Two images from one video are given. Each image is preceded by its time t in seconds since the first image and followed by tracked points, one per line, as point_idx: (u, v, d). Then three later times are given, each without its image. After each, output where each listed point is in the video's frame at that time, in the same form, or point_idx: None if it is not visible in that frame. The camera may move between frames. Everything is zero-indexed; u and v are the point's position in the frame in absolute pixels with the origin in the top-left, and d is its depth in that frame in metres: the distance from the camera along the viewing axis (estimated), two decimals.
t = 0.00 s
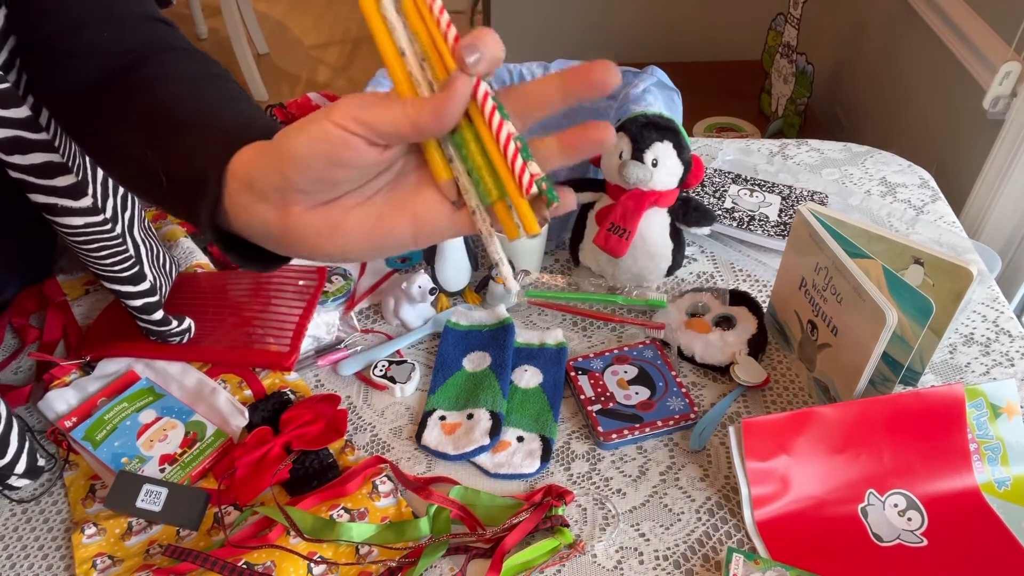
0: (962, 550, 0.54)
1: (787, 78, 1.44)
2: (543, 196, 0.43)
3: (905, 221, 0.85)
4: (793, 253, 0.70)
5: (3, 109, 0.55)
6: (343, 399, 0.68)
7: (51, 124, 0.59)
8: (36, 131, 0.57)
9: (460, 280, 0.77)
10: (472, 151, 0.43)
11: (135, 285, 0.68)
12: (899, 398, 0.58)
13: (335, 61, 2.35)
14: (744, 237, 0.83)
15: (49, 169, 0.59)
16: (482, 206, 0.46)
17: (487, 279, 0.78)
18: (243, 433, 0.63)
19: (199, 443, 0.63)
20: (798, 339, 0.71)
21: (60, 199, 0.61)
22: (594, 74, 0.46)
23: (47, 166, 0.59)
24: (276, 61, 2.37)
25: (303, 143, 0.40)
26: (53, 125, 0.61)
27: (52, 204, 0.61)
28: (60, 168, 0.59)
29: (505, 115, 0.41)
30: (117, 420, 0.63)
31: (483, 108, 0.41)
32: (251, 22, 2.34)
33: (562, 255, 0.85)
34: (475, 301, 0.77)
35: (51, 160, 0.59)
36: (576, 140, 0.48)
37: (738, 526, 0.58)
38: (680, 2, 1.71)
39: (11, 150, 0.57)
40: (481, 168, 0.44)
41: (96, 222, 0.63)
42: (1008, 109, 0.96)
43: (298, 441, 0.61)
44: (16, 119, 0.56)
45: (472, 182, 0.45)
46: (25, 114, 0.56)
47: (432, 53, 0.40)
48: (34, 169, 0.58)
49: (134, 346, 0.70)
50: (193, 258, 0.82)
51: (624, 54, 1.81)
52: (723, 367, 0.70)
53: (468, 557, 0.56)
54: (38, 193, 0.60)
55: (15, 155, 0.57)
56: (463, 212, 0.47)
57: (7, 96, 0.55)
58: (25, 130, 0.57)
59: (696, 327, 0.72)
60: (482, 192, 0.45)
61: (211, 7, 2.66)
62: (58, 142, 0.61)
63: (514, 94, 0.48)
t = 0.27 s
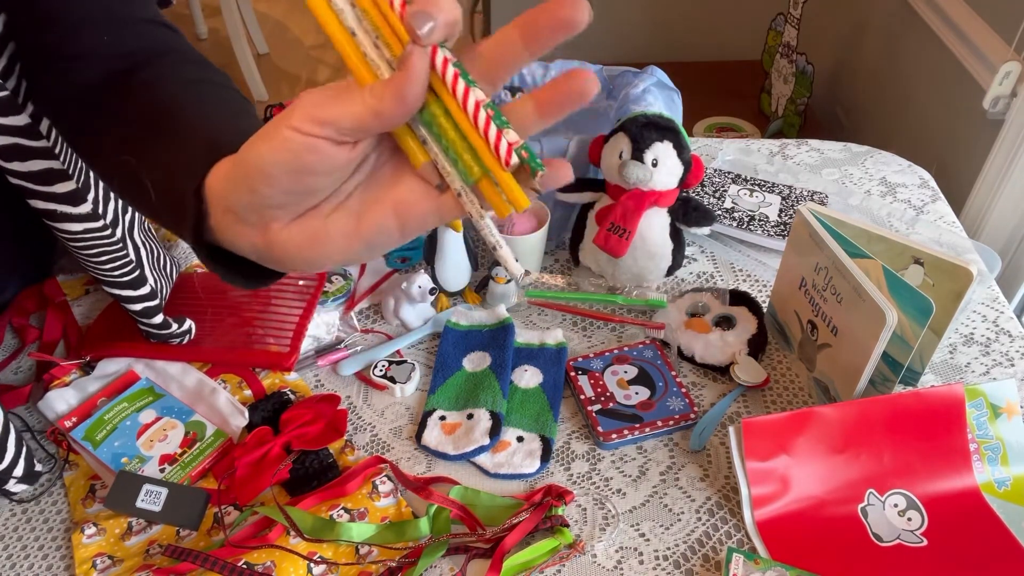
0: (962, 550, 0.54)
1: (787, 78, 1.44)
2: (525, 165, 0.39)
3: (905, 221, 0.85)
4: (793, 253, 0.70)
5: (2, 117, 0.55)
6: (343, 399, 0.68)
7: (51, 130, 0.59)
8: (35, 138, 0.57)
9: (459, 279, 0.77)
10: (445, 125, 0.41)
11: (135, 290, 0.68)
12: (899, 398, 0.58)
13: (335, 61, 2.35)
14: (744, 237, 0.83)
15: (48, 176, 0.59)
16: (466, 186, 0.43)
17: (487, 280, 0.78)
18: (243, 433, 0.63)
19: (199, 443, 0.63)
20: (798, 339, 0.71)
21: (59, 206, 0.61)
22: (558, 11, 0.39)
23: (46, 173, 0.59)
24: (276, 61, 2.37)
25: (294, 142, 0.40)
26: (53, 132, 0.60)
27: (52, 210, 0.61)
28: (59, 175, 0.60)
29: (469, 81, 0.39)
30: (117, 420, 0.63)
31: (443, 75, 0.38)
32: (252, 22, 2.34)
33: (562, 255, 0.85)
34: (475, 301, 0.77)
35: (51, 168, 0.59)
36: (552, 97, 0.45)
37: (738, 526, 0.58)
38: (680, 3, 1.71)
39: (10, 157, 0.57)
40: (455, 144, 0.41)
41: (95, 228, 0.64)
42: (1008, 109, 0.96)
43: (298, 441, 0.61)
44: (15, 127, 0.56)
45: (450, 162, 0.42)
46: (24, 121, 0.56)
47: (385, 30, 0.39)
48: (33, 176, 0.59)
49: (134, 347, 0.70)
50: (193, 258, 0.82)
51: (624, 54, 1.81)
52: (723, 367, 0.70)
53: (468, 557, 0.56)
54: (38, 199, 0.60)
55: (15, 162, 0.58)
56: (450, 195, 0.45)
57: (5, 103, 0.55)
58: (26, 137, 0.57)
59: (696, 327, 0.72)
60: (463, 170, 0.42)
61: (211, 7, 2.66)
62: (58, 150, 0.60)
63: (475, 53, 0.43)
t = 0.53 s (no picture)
0: (962, 550, 0.54)
1: (787, 78, 1.44)
2: (506, 165, 0.40)
3: (905, 220, 0.85)
4: (793, 253, 0.70)
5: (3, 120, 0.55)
6: (343, 399, 0.68)
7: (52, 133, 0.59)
8: (36, 141, 0.58)
9: (459, 279, 0.77)
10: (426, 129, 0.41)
11: (136, 291, 0.68)
12: (899, 399, 0.58)
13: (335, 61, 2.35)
14: (744, 237, 0.83)
15: (49, 180, 0.60)
16: (452, 188, 0.43)
17: (487, 279, 0.78)
18: (243, 432, 0.63)
19: (199, 443, 0.63)
20: (798, 339, 0.71)
21: (60, 208, 0.62)
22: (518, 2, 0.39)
23: (47, 176, 0.59)
24: (277, 61, 2.37)
25: (274, 164, 0.40)
26: (54, 134, 0.60)
27: (52, 212, 0.62)
28: (60, 178, 0.60)
29: (439, 83, 0.39)
30: (117, 420, 0.63)
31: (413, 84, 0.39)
32: (252, 22, 2.34)
33: (562, 255, 0.85)
34: (475, 301, 0.77)
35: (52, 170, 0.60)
36: (529, 90, 0.45)
37: (738, 526, 0.58)
38: (680, 2, 1.71)
39: (11, 161, 0.58)
40: (434, 148, 0.41)
41: (96, 231, 0.64)
42: (1008, 109, 0.96)
43: (298, 441, 0.61)
44: (16, 130, 0.56)
45: (433, 167, 0.43)
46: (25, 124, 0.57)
47: (347, 39, 0.39)
48: (34, 179, 0.59)
49: (135, 347, 0.70)
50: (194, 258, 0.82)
51: (625, 54, 1.81)
52: (723, 367, 0.70)
53: (468, 557, 0.56)
54: (38, 202, 0.61)
55: (15, 165, 0.58)
56: (437, 198, 0.45)
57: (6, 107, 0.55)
58: (27, 140, 0.57)
59: (696, 327, 0.72)
60: (446, 173, 0.42)
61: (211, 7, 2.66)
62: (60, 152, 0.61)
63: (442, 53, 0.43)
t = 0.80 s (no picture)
0: (962, 550, 0.54)
1: (787, 78, 1.44)
2: (507, 170, 0.41)
3: (905, 221, 0.85)
4: (793, 253, 0.70)
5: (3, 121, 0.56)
6: (343, 399, 0.68)
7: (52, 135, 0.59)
8: (36, 143, 0.58)
9: (459, 279, 0.77)
10: (430, 138, 0.41)
11: (137, 292, 0.68)
12: (899, 399, 0.58)
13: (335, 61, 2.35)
14: (744, 237, 0.83)
15: (49, 180, 0.60)
16: (453, 194, 0.43)
17: (487, 279, 0.78)
18: (243, 432, 0.63)
19: (199, 443, 0.63)
20: (798, 339, 0.71)
21: (60, 209, 0.62)
22: (517, 8, 0.39)
23: (46, 176, 0.59)
24: (277, 61, 2.37)
25: (276, 168, 0.40)
26: (54, 135, 0.61)
27: (52, 214, 0.62)
28: (61, 178, 0.60)
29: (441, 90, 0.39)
30: (116, 420, 0.63)
31: (416, 87, 0.39)
32: (252, 22, 2.34)
33: (562, 255, 0.85)
34: (475, 301, 0.77)
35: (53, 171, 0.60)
36: (530, 94, 0.46)
37: (738, 527, 0.58)
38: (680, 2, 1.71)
39: (11, 161, 0.58)
40: (436, 153, 0.41)
41: (96, 232, 0.65)
42: (1008, 109, 0.96)
43: (298, 441, 0.61)
44: (16, 131, 0.57)
45: (434, 171, 0.42)
46: (25, 125, 0.57)
47: (349, 42, 0.39)
48: (34, 180, 0.59)
49: (134, 347, 0.70)
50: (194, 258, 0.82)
51: (625, 54, 1.81)
52: (723, 367, 0.70)
53: (468, 557, 0.56)
54: (38, 204, 0.61)
55: (16, 166, 0.58)
56: (437, 203, 0.45)
57: (7, 108, 0.55)
58: (27, 141, 0.57)
59: (696, 327, 0.72)
60: (448, 178, 0.42)
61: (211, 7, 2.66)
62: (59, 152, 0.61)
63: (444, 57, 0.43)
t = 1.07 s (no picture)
0: (963, 550, 0.54)
1: (787, 78, 1.44)
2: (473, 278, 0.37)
3: (905, 221, 0.85)
4: (793, 253, 0.70)
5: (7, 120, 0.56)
6: (343, 399, 0.68)
7: (53, 134, 0.59)
8: (37, 142, 0.58)
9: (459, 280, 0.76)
10: (428, 217, 0.37)
11: (137, 292, 0.68)
12: (899, 399, 0.58)
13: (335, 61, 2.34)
14: (744, 237, 0.83)
15: (50, 179, 0.60)
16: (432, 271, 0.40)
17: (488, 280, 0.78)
18: (243, 432, 0.63)
19: (199, 443, 0.63)
20: (798, 339, 0.71)
21: (61, 209, 0.62)
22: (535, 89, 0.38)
23: (47, 176, 0.59)
24: (276, 61, 2.37)
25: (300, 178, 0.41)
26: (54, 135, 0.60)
27: (54, 213, 0.62)
28: (62, 178, 0.60)
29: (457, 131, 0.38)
30: (116, 420, 0.63)
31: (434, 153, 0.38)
32: (251, 22, 2.34)
33: (562, 255, 0.85)
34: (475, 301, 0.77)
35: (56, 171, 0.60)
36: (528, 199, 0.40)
37: (738, 526, 0.58)
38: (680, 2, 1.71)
39: (14, 160, 0.58)
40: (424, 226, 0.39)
41: (99, 233, 0.65)
42: (1008, 109, 0.96)
43: (299, 441, 0.61)
44: (19, 130, 0.57)
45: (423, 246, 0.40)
46: (26, 125, 0.57)
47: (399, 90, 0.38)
48: (36, 180, 0.59)
49: (134, 347, 0.70)
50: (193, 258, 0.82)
51: (624, 54, 1.81)
52: (723, 367, 0.70)
53: (468, 557, 0.56)
54: (40, 203, 0.61)
55: (18, 164, 0.58)
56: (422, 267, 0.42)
57: (8, 108, 0.55)
58: (30, 141, 0.57)
59: (696, 327, 0.72)
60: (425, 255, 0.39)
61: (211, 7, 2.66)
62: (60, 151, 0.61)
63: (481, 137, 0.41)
